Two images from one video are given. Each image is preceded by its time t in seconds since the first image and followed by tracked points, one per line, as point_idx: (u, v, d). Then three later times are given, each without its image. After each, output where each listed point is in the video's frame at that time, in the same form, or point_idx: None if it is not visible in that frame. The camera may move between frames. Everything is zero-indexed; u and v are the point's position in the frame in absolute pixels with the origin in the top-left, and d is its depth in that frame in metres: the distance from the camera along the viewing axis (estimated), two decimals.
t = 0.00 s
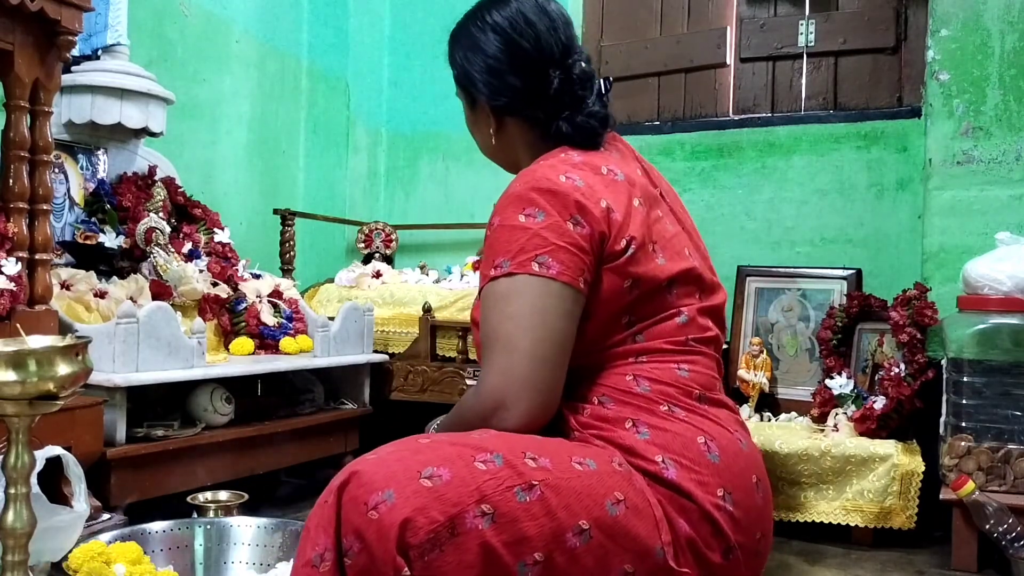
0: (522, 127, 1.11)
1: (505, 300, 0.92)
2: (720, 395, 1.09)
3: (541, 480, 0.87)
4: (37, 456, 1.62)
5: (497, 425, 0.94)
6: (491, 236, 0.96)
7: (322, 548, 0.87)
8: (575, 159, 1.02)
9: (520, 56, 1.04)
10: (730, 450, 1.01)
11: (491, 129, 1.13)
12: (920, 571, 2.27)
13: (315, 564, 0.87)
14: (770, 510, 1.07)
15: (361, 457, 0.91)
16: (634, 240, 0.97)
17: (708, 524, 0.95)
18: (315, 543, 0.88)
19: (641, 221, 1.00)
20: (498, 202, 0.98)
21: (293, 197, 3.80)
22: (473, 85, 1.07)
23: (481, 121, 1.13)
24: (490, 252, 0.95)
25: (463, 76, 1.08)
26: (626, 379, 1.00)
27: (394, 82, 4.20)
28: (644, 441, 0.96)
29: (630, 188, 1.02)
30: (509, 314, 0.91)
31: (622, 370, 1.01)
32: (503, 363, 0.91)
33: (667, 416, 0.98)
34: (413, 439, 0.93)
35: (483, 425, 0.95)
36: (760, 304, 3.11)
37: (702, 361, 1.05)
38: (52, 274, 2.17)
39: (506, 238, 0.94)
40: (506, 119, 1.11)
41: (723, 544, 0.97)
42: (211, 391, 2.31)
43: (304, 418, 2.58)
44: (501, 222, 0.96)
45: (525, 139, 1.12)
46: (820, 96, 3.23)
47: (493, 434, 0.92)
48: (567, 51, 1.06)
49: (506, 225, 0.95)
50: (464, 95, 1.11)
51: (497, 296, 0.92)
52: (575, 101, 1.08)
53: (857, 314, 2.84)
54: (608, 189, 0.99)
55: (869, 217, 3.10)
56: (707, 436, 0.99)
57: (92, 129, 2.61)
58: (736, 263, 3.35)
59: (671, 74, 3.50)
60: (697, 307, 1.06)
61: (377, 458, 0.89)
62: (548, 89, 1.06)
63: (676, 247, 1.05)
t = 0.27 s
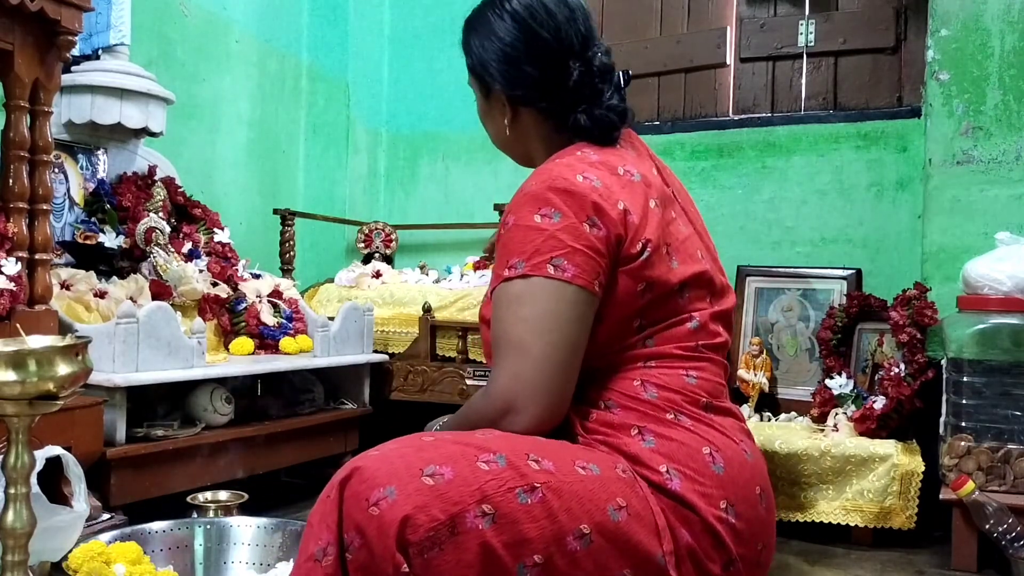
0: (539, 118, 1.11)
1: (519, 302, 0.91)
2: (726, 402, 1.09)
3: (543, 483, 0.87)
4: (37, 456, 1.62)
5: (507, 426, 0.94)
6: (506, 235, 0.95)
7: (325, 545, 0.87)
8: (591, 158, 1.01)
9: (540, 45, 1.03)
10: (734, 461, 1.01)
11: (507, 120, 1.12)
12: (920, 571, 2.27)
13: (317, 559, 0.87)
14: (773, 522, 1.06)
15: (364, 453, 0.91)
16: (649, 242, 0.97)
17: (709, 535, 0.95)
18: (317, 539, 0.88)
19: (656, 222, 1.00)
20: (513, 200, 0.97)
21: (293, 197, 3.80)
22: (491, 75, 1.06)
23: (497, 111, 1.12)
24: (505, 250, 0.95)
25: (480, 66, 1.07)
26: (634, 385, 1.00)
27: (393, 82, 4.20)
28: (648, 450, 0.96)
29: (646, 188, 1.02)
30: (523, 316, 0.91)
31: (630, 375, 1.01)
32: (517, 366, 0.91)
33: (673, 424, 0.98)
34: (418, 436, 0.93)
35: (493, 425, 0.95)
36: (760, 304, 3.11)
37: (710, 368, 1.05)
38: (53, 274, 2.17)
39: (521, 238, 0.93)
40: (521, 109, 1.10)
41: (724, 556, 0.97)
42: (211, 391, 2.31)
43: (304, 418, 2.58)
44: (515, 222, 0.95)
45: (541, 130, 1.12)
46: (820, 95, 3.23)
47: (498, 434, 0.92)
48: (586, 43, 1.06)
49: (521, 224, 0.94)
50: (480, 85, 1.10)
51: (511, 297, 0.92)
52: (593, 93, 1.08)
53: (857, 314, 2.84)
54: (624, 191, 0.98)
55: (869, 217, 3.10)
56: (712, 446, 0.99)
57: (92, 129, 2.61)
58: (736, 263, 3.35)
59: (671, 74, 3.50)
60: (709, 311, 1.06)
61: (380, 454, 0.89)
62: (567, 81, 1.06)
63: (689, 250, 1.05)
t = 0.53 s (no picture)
0: (585, 91, 0.97)
1: (548, 312, 0.80)
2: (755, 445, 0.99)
3: (565, 556, 0.79)
4: (37, 456, 1.62)
5: (530, 453, 0.83)
6: (533, 233, 0.83)
7: (336, 562, 0.81)
8: (622, 151, 0.89)
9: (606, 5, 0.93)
10: (772, 525, 0.91)
11: (557, 93, 0.95)
12: (920, 571, 2.27)
13: None
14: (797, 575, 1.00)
15: (385, 472, 0.83)
16: (685, 250, 0.87)
17: None
18: (334, 554, 0.82)
19: (688, 228, 0.89)
20: (539, 194, 0.85)
21: (293, 197, 3.81)
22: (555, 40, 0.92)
23: (539, 86, 0.95)
24: (530, 250, 0.83)
25: (536, 29, 0.92)
26: (667, 432, 0.89)
27: (394, 82, 4.22)
28: (684, 519, 0.87)
29: (677, 191, 0.90)
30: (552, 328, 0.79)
31: (662, 420, 0.90)
32: (546, 385, 0.79)
33: (708, 485, 0.89)
34: (445, 463, 0.83)
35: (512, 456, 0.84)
36: (760, 304, 3.11)
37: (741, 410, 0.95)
38: (53, 274, 2.17)
39: (550, 239, 0.82)
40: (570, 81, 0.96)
41: None
42: (211, 391, 2.31)
43: (305, 418, 2.58)
44: (544, 218, 0.83)
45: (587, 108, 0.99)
46: (821, 96, 3.23)
47: (532, 477, 0.83)
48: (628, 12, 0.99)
49: (551, 221, 0.82)
50: (526, 54, 0.93)
51: (538, 306, 0.80)
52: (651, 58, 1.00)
53: (857, 314, 2.84)
54: (661, 190, 0.88)
55: (869, 217, 3.10)
56: (750, 513, 0.90)
57: (92, 129, 2.61)
58: (736, 263, 3.35)
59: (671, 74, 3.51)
60: (737, 337, 0.96)
61: (403, 483, 0.81)
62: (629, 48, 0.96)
63: (717, 264, 0.94)
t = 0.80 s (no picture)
0: (515, 96, 1.03)
1: (554, 354, 0.86)
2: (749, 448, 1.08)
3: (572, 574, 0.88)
4: (38, 456, 1.62)
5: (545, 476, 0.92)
6: (533, 275, 0.87)
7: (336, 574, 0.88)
8: (606, 164, 0.94)
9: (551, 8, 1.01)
10: (774, 529, 1.02)
11: (489, 96, 1.01)
12: (920, 571, 2.27)
13: None
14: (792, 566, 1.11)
15: (386, 493, 0.90)
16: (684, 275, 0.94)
17: None
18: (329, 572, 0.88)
19: (681, 244, 0.96)
20: (539, 224, 0.88)
21: (292, 197, 3.80)
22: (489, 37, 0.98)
23: (470, 86, 1.01)
24: (530, 292, 0.87)
25: (473, 22, 0.98)
26: (671, 454, 0.97)
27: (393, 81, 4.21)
28: (690, 534, 0.97)
29: (661, 199, 0.97)
30: (560, 370, 0.86)
31: (666, 441, 0.98)
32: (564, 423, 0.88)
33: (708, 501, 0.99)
34: (448, 484, 0.91)
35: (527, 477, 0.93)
36: (760, 304, 3.11)
37: (733, 419, 1.05)
38: (53, 274, 2.17)
39: (552, 284, 0.86)
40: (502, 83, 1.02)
41: None
42: (211, 391, 2.31)
43: (305, 418, 2.58)
44: (544, 258, 0.87)
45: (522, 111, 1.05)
46: (820, 96, 3.23)
47: (540, 497, 0.91)
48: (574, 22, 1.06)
49: (553, 259, 0.86)
50: (458, 50, 0.99)
51: (543, 347, 0.86)
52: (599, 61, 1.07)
53: (857, 314, 2.84)
54: (660, 212, 0.94)
55: (869, 218, 3.10)
56: (754, 522, 1.00)
57: (92, 129, 2.61)
58: (735, 263, 3.35)
59: (671, 74, 3.50)
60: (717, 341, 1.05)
61: (403, 505, 0.88)
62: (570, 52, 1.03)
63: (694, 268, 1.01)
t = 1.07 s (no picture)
0: (494, 103, 1.03)
1: (539, 359, 0.85)
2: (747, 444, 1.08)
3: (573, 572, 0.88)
4: (37, 455, 1.62)
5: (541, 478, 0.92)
6: (515, 280, 0.86)
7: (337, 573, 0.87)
8: (587, 166, 0.94)
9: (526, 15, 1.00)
10: (774, 526, 1.01)
11: (466, 106, 1.01)
12: (920, 571, 2.27)
13: None
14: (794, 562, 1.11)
15: (388, 490, 0.90)
16: (669, 274, 0.93)
17: None
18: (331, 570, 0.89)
19: (663, 243, 0.95)
20: (519, 229, 0.87)
21: (292, 197, 3.80)
22: (466, 47, 0.98)
23: (447, 96, 1.00)
24: (513, 297, 0.86)
25: (450, 31, 0.98)
26: (667, 453, 0.97)
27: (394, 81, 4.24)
28: (690, 531, 0.97)
29: (644, 200, 0.96)
30: (546, 374, 0.86)
31: (662, 440, 0.97)
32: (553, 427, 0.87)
33: (707, 498, 0.99)
34: (449, 481, 0.91)
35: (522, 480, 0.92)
36: (760, 304, 3.11)
37: (730, 415, 1.04)
38: (52, 274, 2.18)
39: (535, 288, 0.85)
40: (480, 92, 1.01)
41: None
42: (211, 391, 2.31)
43: (305, 417, 2.59)
44: (526, 262, 0.86)
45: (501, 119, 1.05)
46: (820, 96, 3.23)
47: (540, 495, 0.91)
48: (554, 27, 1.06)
49: (536, 263, 0.85)
50: (432, 61, 0.99)
51: (527, 352, 0.85)
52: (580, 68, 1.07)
53: (857, 314, 2.84)
54: (641, 210, 0.93)
55: (869, 218, 3.10)
56: (753, 518, 0.99)
57: (92, 129, 2.61)
58: (735, 263, 3.35)
59: (671, 74, 3.51)
60: (708, 336, 1.04)
61: (404, 502, 0.88)
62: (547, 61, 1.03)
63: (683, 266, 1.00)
